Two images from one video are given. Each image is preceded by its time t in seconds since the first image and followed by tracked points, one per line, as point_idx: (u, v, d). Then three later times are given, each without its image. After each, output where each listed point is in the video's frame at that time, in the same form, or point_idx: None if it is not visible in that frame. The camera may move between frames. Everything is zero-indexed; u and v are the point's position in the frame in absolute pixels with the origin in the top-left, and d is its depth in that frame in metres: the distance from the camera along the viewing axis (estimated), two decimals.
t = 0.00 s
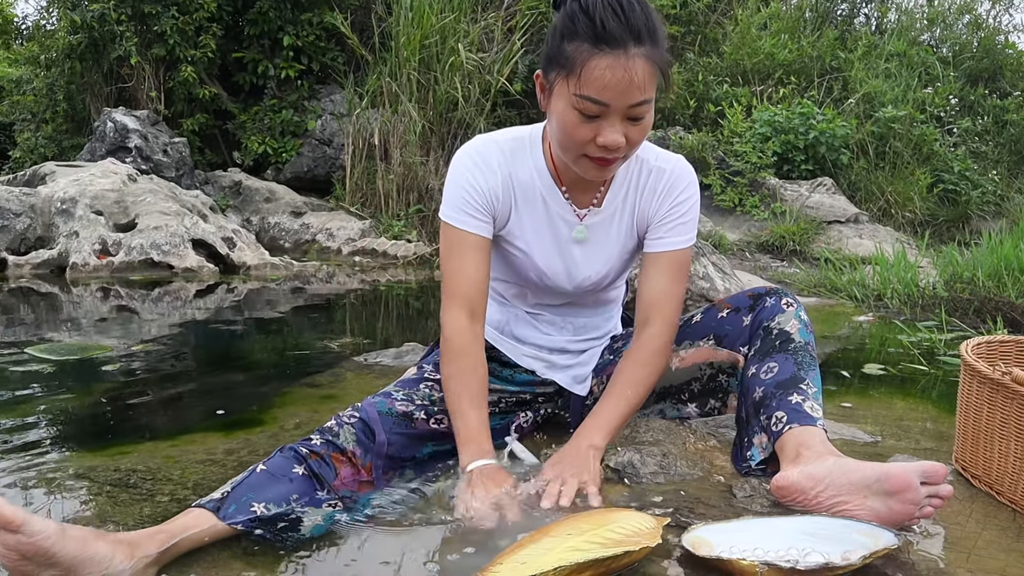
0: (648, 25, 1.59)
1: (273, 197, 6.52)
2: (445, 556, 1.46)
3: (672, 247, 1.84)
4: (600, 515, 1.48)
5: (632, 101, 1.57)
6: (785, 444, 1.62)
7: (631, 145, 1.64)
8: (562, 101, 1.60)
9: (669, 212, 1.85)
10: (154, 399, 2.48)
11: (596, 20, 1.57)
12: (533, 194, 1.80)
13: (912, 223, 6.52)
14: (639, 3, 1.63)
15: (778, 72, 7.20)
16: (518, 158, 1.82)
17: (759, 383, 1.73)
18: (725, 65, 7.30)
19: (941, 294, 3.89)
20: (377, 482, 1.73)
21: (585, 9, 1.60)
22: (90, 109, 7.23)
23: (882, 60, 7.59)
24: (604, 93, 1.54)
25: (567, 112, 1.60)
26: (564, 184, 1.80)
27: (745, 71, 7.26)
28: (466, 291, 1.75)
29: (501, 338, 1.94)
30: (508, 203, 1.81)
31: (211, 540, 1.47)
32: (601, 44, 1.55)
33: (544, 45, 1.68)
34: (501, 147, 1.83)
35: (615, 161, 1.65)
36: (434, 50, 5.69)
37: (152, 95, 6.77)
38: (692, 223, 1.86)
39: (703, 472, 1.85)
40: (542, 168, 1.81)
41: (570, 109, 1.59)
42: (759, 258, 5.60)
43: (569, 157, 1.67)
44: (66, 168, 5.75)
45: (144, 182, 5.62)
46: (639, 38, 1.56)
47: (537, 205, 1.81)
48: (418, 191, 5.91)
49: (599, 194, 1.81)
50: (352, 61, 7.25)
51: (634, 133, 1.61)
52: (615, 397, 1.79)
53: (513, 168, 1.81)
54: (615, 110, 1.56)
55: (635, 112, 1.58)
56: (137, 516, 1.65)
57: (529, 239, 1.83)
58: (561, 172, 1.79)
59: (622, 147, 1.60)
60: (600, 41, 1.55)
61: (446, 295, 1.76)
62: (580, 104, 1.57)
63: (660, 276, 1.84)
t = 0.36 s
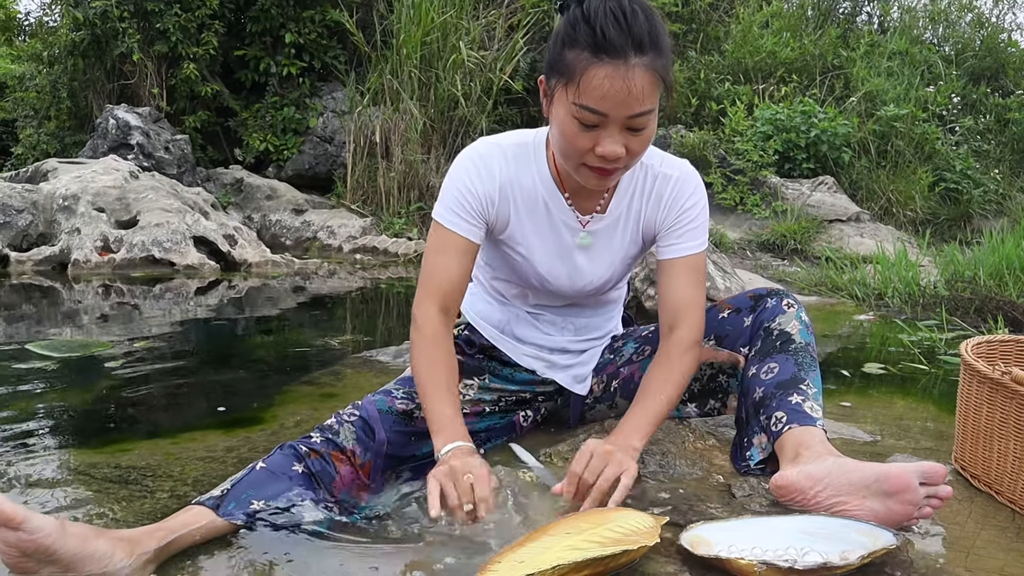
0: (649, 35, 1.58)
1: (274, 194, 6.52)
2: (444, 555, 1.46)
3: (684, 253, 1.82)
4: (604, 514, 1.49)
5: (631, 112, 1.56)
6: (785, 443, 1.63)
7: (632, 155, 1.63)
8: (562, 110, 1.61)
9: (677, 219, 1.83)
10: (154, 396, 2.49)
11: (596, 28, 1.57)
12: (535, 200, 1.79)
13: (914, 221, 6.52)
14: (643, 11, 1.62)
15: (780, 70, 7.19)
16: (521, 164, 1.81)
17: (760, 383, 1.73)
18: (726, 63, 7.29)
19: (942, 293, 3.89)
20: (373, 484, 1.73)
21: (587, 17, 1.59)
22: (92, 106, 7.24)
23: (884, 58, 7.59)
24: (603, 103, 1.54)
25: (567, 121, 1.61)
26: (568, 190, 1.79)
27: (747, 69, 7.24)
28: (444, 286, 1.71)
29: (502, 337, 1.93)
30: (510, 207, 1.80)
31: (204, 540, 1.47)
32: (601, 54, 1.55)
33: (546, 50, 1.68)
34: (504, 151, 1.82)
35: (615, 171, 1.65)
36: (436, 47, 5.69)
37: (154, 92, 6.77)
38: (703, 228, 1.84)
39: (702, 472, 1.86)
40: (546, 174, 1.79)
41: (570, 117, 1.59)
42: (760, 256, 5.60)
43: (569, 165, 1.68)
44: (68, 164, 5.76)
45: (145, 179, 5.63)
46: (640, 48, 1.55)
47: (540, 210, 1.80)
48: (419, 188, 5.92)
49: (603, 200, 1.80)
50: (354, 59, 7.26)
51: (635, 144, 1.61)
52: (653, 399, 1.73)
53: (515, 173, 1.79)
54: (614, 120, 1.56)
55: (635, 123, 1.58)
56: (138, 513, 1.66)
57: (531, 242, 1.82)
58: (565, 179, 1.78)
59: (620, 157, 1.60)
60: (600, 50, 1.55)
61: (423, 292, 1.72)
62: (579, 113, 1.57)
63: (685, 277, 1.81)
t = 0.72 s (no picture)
0: (643, 41, 1.57)
1: (274, 193, 6.53)
2: (445, 555, 1.47)
3: (687, 243, 1.78)
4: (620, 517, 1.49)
5: (620, 120, 1.56)
6: (786, 444, 1.63)
7: (622, 163, 1.63)
8: (553, 113, 1.62)
9: (674, 213, 1.81)
10: (155, 395, 2.49)
11: (589, 33, 1.56)
12: (533, 208, 1.80)
13: (914, 222, 6.52)
14: (641, 18, 1.61)
15: (780, 70, 7.19)
16: (521, 172, 1.81)
17: (760, 383, 1.73)
18: (726, 64, 7.30)
19: (942, 293, 3.90)
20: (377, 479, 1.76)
21: (582, 22, 1.59)
22: (93, 105, 7.24)
23: (885, 58, 7.60)
24: (590, 108, 1.55)
25: (557, 124, 1.61)
26: (564, 197, 1.80)
27: (747, 69, 7.25)
28: (463, 293, 1.68)
29: (502, 339, 1.94)
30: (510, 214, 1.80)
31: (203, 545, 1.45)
32: (592, 58, 1.54)
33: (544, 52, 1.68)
34: (503, 159, 1.82)
35: (604, 177, 1.65)
36: (436, 47, 5.70)
37: (155, 92, 6.78)
38: (704, 223, 1.80)
39: (702, 472, 1.86)
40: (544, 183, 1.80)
41: (559, 121, 1.60)
42: (760, 256, 5.60)
43: (560, 169, 1.68)
44: (69, 163, 5.76)
45: (145, 178, 5.63)
46: (633, 54, 1.54)
47: (538, 217, 1.80)
48: (420, 188, 5.92)
49: (599, 207, 1.81)
50: (355, 58, 7.26)
51: (624, 151, 1.60)
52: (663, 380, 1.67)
53: (513, 181, 1.80)
54: (602, 126, 1.56)
55: (624, 131, 1.57)
56: (139, 512, 1.66)
57: (530, 248, 1.83)
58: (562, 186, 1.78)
59: (608, 163, 1.60)
60: (591, 55, 1.54)
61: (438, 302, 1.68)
62: (567, 117, 1.57)
63: (688, 268, 1.77)
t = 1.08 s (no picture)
0: (627, 47, 1.56)
1: (274, 193, 6.52)
2: (445, 555, 1.46)
3: (681, 246, 1.76)
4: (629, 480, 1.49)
5: (604, 124, 1.55)
6: (788, 445, 1.63)
7: (607, 167, 1.62)
8: (538, 118, 1.61)
9: (669, 217, 1.79)
10: (155, 395, 2.49)
11: (573, 39, 1.56)
12: (526, 214, 1.79)
13: (913, 223, 6.52)
14: (625, 23, 1.61)
15: (780, 71, 7.19)
16: (513, 179, 1.80)
17: (764, 384, 1.73)
18: (726, 64, 7.30)
19: (942, 294, 3.89)
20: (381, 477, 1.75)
21: (566, 27, 1.59)
22: (92, 104, 7.24)
23: (886, 59, 7.60)
24: (574, 114, 1.54)
25: (541, 129, 1.61)
26: (557, 202, 1.79)
27: (747, 70, 7.25)
28: (459, 309, 1.68)
29: (502, 339, 1.95)
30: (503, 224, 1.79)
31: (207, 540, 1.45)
32: (575, 64, 1.54)
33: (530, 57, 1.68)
34: (493, 170, 1.81)
35: (590, 182, 1.64)
36: (436, 46, 5.69)
37: (154, 90, 6.77)
38: (698, 229, 1.78)
39: (704, 472, 1.86)
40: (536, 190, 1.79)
41: (544, 126, 1.60)
42: (760, 257, 5.60)
43: (546, 173, 1.68)
44: (68, 162, 5.75)
45: (145, 177, 5.62)
46: (616, 59, 1.54)
47: (532, 226, 1.79)
48: (419, 187, 5.92)
49: (593, 210, 1.80)
50: (355, 57, 7.26)
51: (608, 156, 1.60)
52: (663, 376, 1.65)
53: (505, 190, 1.79)
54: (586, 131, 1.56)
55: (608, 135, 1.57)
56: (140, 512, 1.66)
57: (524, 254, 1.82)
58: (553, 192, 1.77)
59: (593, 168, 1.60)
60: (574, 61, 1.54)
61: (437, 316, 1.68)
62: (552, 122, 1.57)
63: (685, 269, 1.75)
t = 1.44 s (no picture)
0: (624, 36, 1.56)
1: (274, 194, 6.52)
2: (446, 555, 1.46)
3: (680, 238, 1.87)
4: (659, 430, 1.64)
5: (607, 113, 1.56)
6: (789, 447, 1.62)
7: (611, 154, 1.63)
8: (540, 111, 1.62)
9: (670, 206, 1.88)
10: (156, 396, 2.48)
11: (569, 33, 1.56)
12: (526, 201, 1.82)
13: (914, 224, 6.51)
14: (618, 13, 1.61)
15: (781, 73, 7.19)
16: (511, 170, 1.83)
17: (763, 388, 1.73)
18: (727, 66, 7.30)
19: (942, 296, 3.89)
20: (380, 479, 1.72)
21: (561, 22, 1.59)
22: (92, 105, 7.24)
23: (886, 61, 7.61)
24: (576, 106, 1.55)
25: (545, 122, 1.62)
26: (557, 187, 1.81)
27: (748, 71, 7.26)
28: (468, 287, 1.85)
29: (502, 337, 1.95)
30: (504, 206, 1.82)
31: (208, 543, 1.44)
32: (573, 58, 1.54)
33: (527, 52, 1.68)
34: (493, 157, 1.85)
35: (595, 170, 1.65)
36: (436, 48, 5.70)
37: (154, 92, 6.78)
38: (695, 215, 1.89)
39: (705, 474, 1.86)
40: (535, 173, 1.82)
41: (547, 119, 1.60)
42: (760, 258, 5.60)
43: (552, 164, 1.69)
44: (68, 163, 5.76)
45: (145, 178, 5.63)
46: (613, 50, 1.54)
47: (535, 209, 1.82)
48: (420, 189, 5.92)
49: (594, 194, 1.82)
50: (355, 59, 7.26)
51: (612, 143, 1.61)
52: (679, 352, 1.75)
53: (503, 179, 1.82)
54: (589, 122, 1.56)
55: (611, 124, 1.57)
56: (140, 512, 1.66)
57: (525, 241, 1.84)
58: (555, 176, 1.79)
59: (598, 157, 1.61)
60: (573, 55, 1.54)
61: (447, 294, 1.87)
62: (555, 116, 1.58)
63: (684, 260, 1.87)
